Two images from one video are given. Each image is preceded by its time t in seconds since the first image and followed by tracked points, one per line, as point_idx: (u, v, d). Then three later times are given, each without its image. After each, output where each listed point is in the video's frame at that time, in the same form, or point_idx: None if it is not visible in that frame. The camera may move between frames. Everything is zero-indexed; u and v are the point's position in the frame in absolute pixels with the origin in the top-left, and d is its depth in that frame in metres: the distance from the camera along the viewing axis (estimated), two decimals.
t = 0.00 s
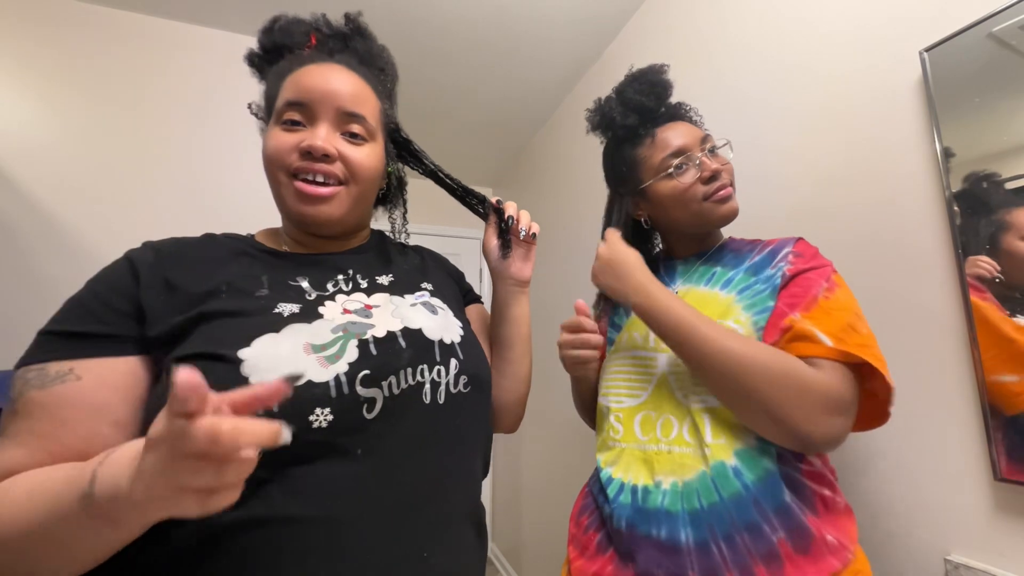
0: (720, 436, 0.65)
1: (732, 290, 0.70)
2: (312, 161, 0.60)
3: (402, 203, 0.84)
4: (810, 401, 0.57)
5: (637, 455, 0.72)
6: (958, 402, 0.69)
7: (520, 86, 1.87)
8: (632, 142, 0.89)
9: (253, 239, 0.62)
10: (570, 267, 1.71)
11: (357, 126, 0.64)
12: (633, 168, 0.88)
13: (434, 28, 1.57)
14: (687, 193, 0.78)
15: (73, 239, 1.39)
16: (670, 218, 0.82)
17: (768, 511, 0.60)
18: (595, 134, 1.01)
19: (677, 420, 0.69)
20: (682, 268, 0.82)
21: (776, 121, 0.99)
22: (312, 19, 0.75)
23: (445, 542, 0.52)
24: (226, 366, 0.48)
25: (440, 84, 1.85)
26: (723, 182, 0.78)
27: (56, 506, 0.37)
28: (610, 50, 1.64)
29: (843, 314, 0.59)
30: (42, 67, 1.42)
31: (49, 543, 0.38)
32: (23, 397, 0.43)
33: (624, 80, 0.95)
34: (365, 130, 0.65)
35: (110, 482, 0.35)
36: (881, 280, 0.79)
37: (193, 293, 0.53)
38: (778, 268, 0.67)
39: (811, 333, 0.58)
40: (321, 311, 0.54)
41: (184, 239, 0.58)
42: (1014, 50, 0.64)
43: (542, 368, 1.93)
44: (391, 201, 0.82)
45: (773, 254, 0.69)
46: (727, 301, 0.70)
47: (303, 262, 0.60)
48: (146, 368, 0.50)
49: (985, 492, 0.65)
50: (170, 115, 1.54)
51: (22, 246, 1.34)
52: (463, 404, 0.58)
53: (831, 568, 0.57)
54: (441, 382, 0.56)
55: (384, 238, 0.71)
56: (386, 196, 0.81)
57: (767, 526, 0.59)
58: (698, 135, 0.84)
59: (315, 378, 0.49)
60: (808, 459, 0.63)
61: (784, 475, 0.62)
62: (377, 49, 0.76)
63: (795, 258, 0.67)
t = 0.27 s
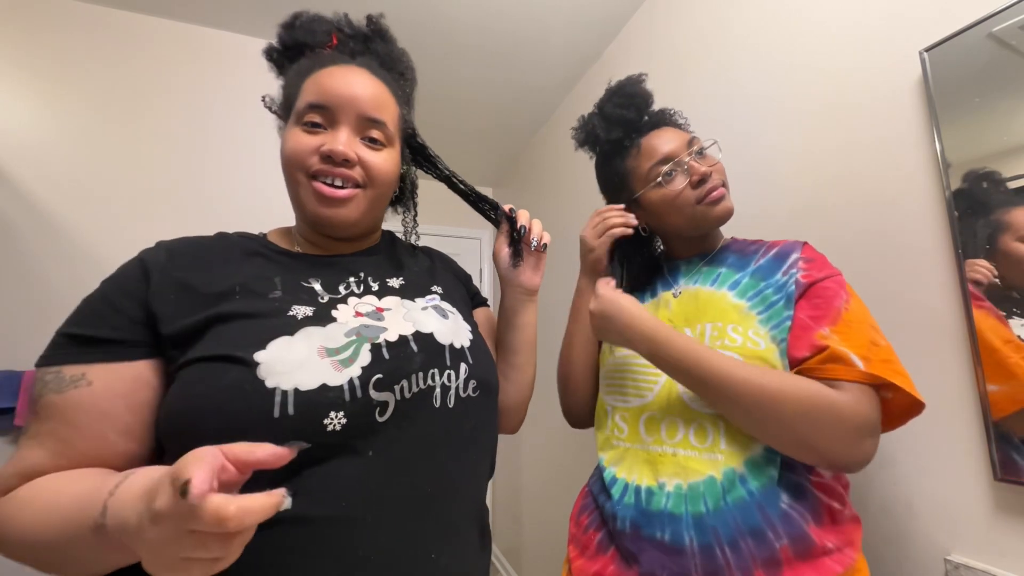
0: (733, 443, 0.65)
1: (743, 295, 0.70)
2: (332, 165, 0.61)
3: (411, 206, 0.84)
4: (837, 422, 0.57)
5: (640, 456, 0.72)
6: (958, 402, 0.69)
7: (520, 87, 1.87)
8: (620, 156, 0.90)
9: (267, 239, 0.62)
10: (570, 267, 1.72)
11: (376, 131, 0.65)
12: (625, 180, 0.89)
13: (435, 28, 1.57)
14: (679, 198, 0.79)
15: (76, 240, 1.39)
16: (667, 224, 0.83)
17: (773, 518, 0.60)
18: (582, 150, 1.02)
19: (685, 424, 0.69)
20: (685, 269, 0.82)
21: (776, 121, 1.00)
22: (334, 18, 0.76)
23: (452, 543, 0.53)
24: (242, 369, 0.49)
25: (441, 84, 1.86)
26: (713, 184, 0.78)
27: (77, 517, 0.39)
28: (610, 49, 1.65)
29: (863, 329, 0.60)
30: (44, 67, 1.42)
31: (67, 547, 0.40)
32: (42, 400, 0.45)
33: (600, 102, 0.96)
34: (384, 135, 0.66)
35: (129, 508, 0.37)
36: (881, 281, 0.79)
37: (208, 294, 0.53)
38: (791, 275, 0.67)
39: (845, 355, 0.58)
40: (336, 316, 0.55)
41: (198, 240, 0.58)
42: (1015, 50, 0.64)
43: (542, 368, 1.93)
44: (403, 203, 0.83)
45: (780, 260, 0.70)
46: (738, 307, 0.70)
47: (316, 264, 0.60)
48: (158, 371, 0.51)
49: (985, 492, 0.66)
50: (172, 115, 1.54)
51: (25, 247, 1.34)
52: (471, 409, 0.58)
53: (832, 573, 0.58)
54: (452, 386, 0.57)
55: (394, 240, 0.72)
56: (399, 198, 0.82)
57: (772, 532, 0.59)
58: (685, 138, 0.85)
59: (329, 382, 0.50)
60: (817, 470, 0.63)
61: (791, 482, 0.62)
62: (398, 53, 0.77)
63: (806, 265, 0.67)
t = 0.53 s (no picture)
0: (738, 446, 0.65)
1: (747, 299, 0.70)
2: (339, 162, 0.61)
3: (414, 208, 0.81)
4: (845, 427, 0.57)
5: (644, 457, 0.72)
6: (959, 402, 0.69)
7: (520, 87, 1.87)
8: (620, 154, 0.90)
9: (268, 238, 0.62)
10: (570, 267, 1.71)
11: (385, 132, 0.65)
12: (624, 178, 0.89)
13: (434, 28, 1.57)
14: (678, 196, 0.79)
15: (76, 241, 1.39)
16: (666, 222, 0.83)
17: (777, 519, 0.60)
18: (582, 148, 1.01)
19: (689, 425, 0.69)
20: (685, 269, 0.82)
21: (776, 121, 1.00)
22: (344, 23, 0.76)
23: (452, 546, 0.53)
24: (244, 370, 0.49)
25: (441, 85, 1.86)
26: (712, 182, 0.78)
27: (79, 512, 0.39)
28: (610, 49, 1.64)
29: (871, 338, 0.61)
30: (44, 67, 1.42)
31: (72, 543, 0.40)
32: (48, 394, 0.45)
33: (601, 100, 0.95)
34: (392, 136, 0.66)
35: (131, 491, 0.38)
36: (882, 281, 0.79)
37: (211, 294, 0.53)
38: (795, 279, 0.67)
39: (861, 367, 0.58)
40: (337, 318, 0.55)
41: (203, 237, 0.58)
42: (1015, 50, 0.64)
43: (542, 368, 1.93)
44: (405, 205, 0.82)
45: (784, 262, 0.70)
46: (741, 309, 0.70)
47: (319, 264, 0.60)
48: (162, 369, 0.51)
49: (985, 492, 0.66)
50: (172, 115, 1.54)
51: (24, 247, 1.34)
52: (472, 413, 0.58)
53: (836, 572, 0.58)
54: (453, 390, 0.57)
55: (397, 240, 0.72)
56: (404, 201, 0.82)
57: (777, 534, 0.59)
58: (684, 137, 0.85)
59: (332, 385, 0.50)
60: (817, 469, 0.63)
61: (794, 483, 0.62)
62: (407, 59, 0.77)
63: (811, 269, 0.67)
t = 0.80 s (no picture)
0: (733, 432, 0.65)
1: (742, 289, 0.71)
2: (342, 159, 0.61)
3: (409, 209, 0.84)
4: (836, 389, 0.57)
5: (646, 456, 0.71)
6: (960, 402, 0.69)
7: (520, 87, 1.87)
8: (625, 151, 0.90)
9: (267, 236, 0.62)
10: (570, 267, 1.72)
11: (384, 130, 0.66)
12: (629, 176, 0.88)
13: (434, 29, 1.57)
14: (685, 196, 0.79)
15: (75, 240, 1.39)
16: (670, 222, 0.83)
17: (774, 506, 0.60)
18: (586, 142, 1.01)
19: (688, 420, 0.69)
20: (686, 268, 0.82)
21: (775, 122, 1.00)
22: (337, 29, 0.76)
23: (454, 541, 0.53)
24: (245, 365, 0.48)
25: (441, 85, 1.86)
26: (722, 183, 0.79)
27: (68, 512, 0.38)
28: (610, 50, 1.64)
29: (856, 315, 0.60)
30: (45, 67, 1.43)
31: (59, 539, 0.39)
32: (40, 393, 0.44)
33: (608, 91, 0.95)
34: (391, 134, 0.67)
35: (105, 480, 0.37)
36: (882, 280, 0.79)
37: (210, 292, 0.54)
38: (787, 267, 0.67)
39: (836, 331, 0.59)
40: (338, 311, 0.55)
41: (198, 234, 0.58)
42: (1015, 50, 0.64)
43: (542, 368, 1.93)
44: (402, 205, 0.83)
45: (779, 254, 0.70)
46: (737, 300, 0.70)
47: (320, 260, 0.60)
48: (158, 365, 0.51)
49: (986, 492, 0.66)
50: (173, 115, 1.54)
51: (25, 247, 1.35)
52: (471, 409, 0.59)
53: (835, 561, 0.58)
54: (452, 386, 0.57)
55: (395, 239, 0.72)
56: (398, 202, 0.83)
57: (773, 521, 0.60)
58: (692, 135, 0.85)
59: (333, 380, 0.50)
60: (808, 452, 0.64)
61: (791, 468, 0.62)
62: (399, 65, 0.77)
63: (803, 258, 0.68)
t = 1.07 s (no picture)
0: (733, 437, 0.65)
1: (743, 290, 0.71)
2: (335, 156, 0.61)
3: (400, 207, 0.83)
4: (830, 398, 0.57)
5: (644, 455, 0.72)
6: (959, 402, 0.69)
7: (520, 87, 1.87)
8: (628, 151, 0.90)
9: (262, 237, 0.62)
10: (570, 267, 1.72)
11: (376, 128, 0.66)
12: (633, 177, 0.88)
13: (434, 29, 1.57)
14: (689, 197, 0.79)
15: (75, 240, 1.40)
16: (672, 223, 0.83)
17: (776, 512, 0.60)
18: (588, 142, 1.01)
19: (689, 421, 0.70)
20: (686, 268, 0.83)
21: (775, 121, 1.00)
22: (326, 32, 0.76)
23: (457, 536, 0.53)
24: (244, 362, 0.48)
25: (441, 85, 1.86)
26: (724, 184, 0.79)
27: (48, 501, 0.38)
28: (610, 50, 1.64)
29: (857, 320, 0.61)
30: (46, 67, 1.43)
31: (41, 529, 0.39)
32: (30, 395, 0.45)
33: (614, 92, 0.96)
34: (383, 132, 0.67)
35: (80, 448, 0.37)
36: (882, 279, 0.79)
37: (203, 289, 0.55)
38: (790, 270, 0.68)
39: (836, 339, 0.59)
40: (337, 309, 0.55)
41: (187, 237, 0.60)
42: (1015, 50, 0.64)
43: (542, 368, 1.93)
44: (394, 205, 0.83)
45: (782, 255, 0.70)
46: (739, 301, 0.70)
47: (315, 259, 0.61)
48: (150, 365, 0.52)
49: (985, 492, 0.66)
50: (173, 115, 1.54)
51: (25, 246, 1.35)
52: (471, 403, 0.59)
53: (838, 570, 0.58)
54: (453, 381, 0.57)
55: (388, 240, 0.71)
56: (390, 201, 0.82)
57: (775, 526, 0.60)
58: (695, 137, 0.85)
59: (334, 376, 0.50)
60: (814, 460, 0.63)
61: (794, 474, 0.62)
62: (389, 65, 0.77)
63: (805, 261, 0.68)
